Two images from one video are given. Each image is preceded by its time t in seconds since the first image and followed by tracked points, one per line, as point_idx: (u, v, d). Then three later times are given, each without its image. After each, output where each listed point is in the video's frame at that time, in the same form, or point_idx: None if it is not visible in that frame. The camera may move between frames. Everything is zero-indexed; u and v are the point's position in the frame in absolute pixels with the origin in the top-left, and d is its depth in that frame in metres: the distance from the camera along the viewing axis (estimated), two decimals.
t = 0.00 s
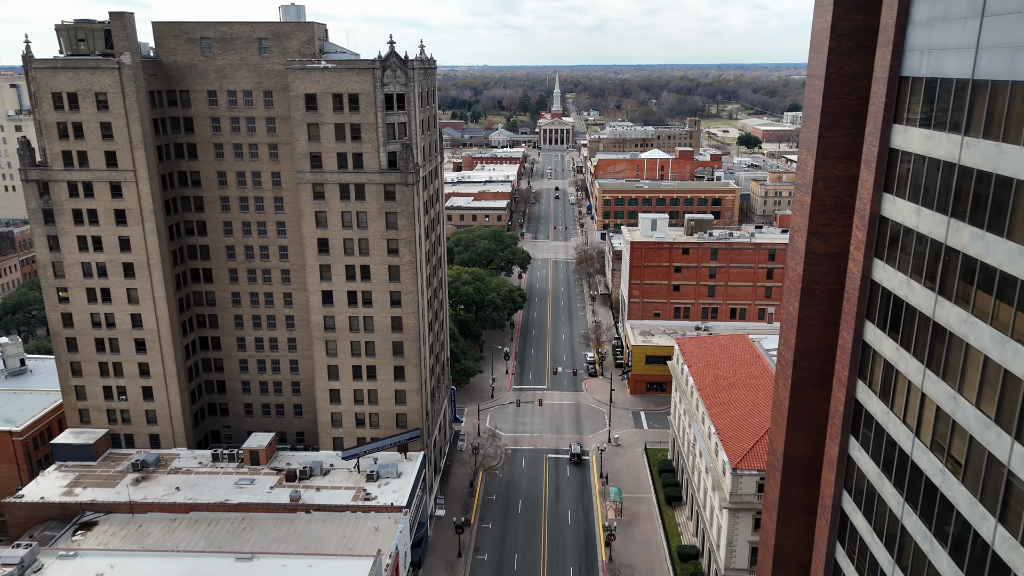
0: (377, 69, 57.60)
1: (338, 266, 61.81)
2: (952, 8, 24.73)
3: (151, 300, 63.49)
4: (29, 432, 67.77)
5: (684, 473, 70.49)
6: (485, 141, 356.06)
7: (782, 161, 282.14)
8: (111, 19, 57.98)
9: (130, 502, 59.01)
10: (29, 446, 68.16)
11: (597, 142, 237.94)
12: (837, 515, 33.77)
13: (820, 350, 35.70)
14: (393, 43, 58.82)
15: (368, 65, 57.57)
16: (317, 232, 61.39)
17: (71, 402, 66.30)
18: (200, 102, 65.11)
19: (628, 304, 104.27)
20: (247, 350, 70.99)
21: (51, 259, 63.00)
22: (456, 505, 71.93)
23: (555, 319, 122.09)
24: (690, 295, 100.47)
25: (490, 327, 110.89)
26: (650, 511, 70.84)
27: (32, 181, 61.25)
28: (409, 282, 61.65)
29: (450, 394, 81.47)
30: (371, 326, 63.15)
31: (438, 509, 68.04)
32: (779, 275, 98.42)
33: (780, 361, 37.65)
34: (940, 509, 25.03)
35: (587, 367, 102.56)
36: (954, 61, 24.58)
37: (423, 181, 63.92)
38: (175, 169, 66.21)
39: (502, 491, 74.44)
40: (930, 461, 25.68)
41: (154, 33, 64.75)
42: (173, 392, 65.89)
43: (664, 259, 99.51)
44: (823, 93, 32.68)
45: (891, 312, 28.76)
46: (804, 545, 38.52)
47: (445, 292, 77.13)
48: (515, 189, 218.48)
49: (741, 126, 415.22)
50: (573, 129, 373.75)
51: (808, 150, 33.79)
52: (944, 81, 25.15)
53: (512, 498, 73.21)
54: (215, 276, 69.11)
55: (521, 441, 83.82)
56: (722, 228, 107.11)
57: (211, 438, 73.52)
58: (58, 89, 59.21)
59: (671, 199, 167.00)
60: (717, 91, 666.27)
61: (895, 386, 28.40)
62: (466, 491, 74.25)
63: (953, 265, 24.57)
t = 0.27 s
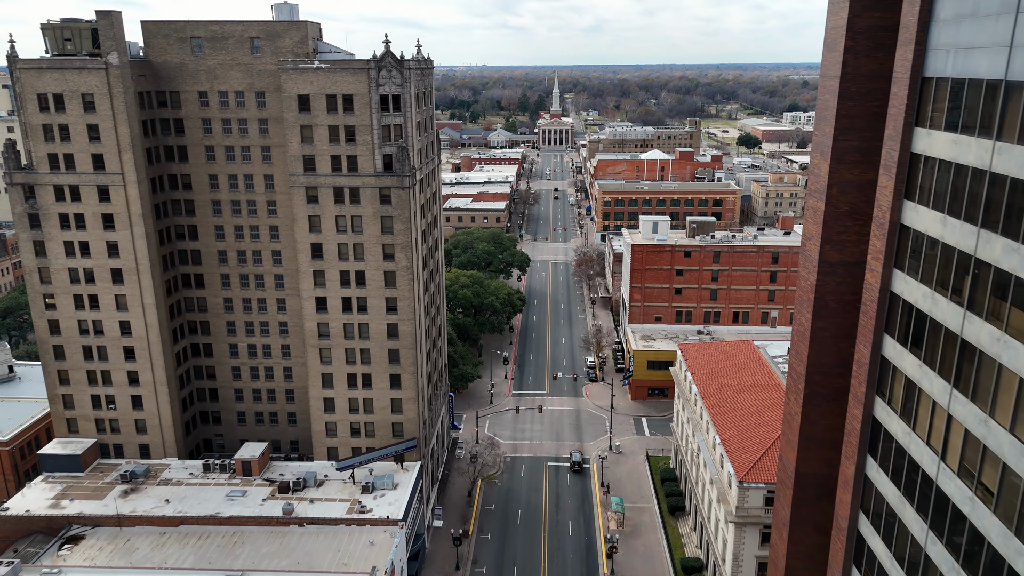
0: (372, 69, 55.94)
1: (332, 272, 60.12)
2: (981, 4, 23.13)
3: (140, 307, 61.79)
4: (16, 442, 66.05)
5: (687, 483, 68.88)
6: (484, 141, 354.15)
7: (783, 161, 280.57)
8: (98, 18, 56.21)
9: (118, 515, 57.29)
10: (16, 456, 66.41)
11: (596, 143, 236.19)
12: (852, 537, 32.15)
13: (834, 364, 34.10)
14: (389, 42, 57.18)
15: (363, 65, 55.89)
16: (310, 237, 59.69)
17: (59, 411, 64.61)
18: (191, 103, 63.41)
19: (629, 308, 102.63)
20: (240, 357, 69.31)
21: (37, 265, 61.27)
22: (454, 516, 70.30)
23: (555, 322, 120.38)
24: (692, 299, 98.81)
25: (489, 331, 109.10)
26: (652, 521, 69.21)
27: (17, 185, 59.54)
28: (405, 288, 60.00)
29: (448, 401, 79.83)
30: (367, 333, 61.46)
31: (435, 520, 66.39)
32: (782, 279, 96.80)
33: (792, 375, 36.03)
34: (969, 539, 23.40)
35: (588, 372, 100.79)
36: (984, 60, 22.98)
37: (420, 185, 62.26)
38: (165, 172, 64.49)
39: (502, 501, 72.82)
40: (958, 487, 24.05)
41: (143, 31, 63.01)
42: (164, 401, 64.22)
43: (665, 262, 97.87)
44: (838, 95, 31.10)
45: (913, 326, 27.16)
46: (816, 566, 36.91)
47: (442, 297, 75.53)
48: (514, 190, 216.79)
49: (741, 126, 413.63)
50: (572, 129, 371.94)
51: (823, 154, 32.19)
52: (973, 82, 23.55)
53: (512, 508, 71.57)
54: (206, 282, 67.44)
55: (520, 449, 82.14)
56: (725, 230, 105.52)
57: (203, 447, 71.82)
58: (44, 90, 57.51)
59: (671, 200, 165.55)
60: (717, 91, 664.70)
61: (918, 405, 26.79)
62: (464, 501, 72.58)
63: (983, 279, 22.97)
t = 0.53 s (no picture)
0: (366, 69, 54.24)
1: (326, 277, 58.43)
2: None
3: (128, 314, 60.08)
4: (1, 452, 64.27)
5: (691, 492, 67.24)
6: (483, 141, 352.17)
7: (783, 161, 278.94)
8: (84, 16, 54.33)
9: (105, 528, 55.56)
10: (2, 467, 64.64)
11: (596, 143, 234.40)
12: (870, 562, 30.50)
13: (849, 378, 32.47)
14: (384, 41, 55.46)
15: (357, 65, 54.20)
16: (303, 242, 57.97)
17: (46, 421, 62.91)
18: (181, 104, 61.71)
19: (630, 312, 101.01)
20: (232, 365, 67.60)
21: (22, 271, 59.55)
22: (452, 526, 68.65)
23: (554, 326, 118.74)
24: (694, 303, 97.20)
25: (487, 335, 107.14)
26: (655, 531, 67.58)
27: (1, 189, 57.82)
28: (401, 295, 58.34)
29: (446, 408, 78.21)
30: (361, 341, 59.76)
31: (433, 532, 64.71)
32: (785, 282, 95.21)
33: (805, 389, 34.41)
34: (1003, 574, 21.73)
35: (588, 378, 98.93)
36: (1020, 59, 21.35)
37: (416, 188, 60.60)
38: (155, 175, 62.77)
39: (500, 511, 71.14)
40: (990, 517, 22.39)
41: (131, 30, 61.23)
42: (153, 410, 62.51)
43: (667, 265, 96.15)
44: (855, 96, 29.53)
45: (937, 343, 25.53)
46: None
47: (440, 303, 73.86)
48: (513, 191, 214.98)
49: (741, 126, 412.01)
50: (571, 130, 370.06)
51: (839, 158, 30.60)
52: (1006, 83, 21.92)
53: (511, 519, 69.88)
54: (198, 287, 65.74)
55: (519, 457, 80.46)
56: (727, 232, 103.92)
57: (195, 456, 70.14)
58: (28, 90, 55.80)
59: (671, 202, 164.00)
60: (716, 91, 663.08)
61: (944, 426, 25.14)
62: (462, 511, 70.89)
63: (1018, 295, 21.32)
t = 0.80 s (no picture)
0: (360, 70, 52.55)
1: (319, 284, 56.71)
2: None
3: (115, 321, 58.39)
4: None
5: (695, 503, 65.55)
6: (482, 142, 350.32)
7: (784, 162, 277.18)
8: (68, 16, 52.59)
9: (91, 544, 53.80)
10: None
11: (596, 144, 232.67)
12: None
13: (865, 396, 30.85)
14: (379, 41, 53.77)
15: (351, 66, 52.50)
16: (295, 248, 56.23)
17: (31, 431, 61.23)
18: (171, 106, 60.02)
19: (631, 316, 99.30)
20: (223, 373, 65.91)
21: (6, 277, 57.84)
22: (449, 538, 66.94)
23: (554, 330, 117.10)
24: (696, 307, 95.51)
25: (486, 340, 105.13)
26: (657, 543, 65.90)
27: None
28: (397, 302, 56.64)
29: (444, 416, 76.50)
30: (356, 349, 58.03)
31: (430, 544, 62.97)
32: (789, 286, 93.57)
33: (820, 406, 32.71)
34: None
35: (588, 384, 96.99)
36: None
37: (412, 191, 58.91)
38: (143, 178, 61.07)
39: (499, 522, 69.37)
40: None
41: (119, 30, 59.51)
42: (142, 420, 60.81)
43: (668, 269, 94.46)
44: (875, 99, 27.96)
45: (966, 363, 23.87)
46: None
47: (438, 309, 72.16)
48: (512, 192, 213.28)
49: (741, 127, 410.30)
50: (571, 130, 368.26)
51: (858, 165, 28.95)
52: None
53: (510, 530, 68.12)
54: (188, 294, 64.05)
55: (518, 465, 78.75)
56: (729, 235, 102.28)
57: (187, 466, 68.43)
58: (12, 92, 54.13)
59: (672, 203, 162.63)
60: (716, 91, 661.45)
61: (973, 452, 23.48)
62: (460, 522, 69.19)
63: None
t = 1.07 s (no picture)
0: (354, 70, 50.85)
1: (312, 291, 55.01)
2: None
3: (102, 330, 56.68)
4: None
5: (699, 515, 63.84)
6: (481, 142, 348.72)
7: (784, 163, 275.63)
8: (52, 14, 50.94)
9: (77, 560, 52.03)
10: None
11: (596, 145, 230.99)
12: None
13: (884, 415, 29.16)
14: (373, 40, 52.08)
15: (344, 66, 50.80)
16: (287, 253, 54.51)
17: (17, 442, 59.52)
18: (160, 107, 58.33)
19: (632, 321, 97.64)
20: (215, 381, 64.19)
21: None
22: (447, 551, 65.19)
23: (554, 334, 115.46)
24: (698, 311, 93.84)
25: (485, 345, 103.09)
26: (660, 556, 64.18)
27: None
28: (392, 309, 54.94)
29: (441, 424, 74.76)
30: (350, 358, 56.32)
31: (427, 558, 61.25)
32: (793, 290, 91.92)
33: (836, 424, 31.02)
34: None
35: (589, 390, 94.87)
36: None
37: (408, 196, 57.22)
38: (132, 182, 59.36)
39: (498, 534, 67.57)
40: None
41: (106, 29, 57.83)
42: (130, 431, 59.11)
43: (670, 273, 92.86)
44: (896, 102, 26.33)
45: (999, 385, 22.18)
46: None
47: (435, 314, 70.47)
48: (512, 193, 211.66)
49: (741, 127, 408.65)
50: (570, 131, 366.51)
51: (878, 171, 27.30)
52: None
53: (509, 542, 66.33)
54: (178, 300, 62.34)
55: (517, 474, 77.01)
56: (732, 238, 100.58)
57: (177, 477, 66.71)
58: None
59: (672, 205, 161.32)
60: (716, 91, 659.93)
61: (1008, 481, 21.78)
62: (457, 534, 67.45)
63: None
